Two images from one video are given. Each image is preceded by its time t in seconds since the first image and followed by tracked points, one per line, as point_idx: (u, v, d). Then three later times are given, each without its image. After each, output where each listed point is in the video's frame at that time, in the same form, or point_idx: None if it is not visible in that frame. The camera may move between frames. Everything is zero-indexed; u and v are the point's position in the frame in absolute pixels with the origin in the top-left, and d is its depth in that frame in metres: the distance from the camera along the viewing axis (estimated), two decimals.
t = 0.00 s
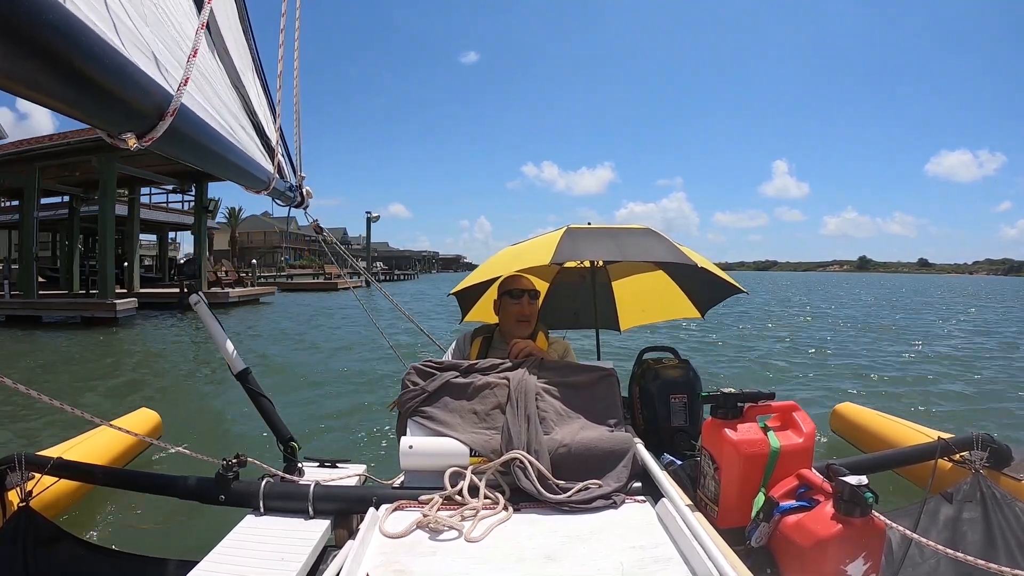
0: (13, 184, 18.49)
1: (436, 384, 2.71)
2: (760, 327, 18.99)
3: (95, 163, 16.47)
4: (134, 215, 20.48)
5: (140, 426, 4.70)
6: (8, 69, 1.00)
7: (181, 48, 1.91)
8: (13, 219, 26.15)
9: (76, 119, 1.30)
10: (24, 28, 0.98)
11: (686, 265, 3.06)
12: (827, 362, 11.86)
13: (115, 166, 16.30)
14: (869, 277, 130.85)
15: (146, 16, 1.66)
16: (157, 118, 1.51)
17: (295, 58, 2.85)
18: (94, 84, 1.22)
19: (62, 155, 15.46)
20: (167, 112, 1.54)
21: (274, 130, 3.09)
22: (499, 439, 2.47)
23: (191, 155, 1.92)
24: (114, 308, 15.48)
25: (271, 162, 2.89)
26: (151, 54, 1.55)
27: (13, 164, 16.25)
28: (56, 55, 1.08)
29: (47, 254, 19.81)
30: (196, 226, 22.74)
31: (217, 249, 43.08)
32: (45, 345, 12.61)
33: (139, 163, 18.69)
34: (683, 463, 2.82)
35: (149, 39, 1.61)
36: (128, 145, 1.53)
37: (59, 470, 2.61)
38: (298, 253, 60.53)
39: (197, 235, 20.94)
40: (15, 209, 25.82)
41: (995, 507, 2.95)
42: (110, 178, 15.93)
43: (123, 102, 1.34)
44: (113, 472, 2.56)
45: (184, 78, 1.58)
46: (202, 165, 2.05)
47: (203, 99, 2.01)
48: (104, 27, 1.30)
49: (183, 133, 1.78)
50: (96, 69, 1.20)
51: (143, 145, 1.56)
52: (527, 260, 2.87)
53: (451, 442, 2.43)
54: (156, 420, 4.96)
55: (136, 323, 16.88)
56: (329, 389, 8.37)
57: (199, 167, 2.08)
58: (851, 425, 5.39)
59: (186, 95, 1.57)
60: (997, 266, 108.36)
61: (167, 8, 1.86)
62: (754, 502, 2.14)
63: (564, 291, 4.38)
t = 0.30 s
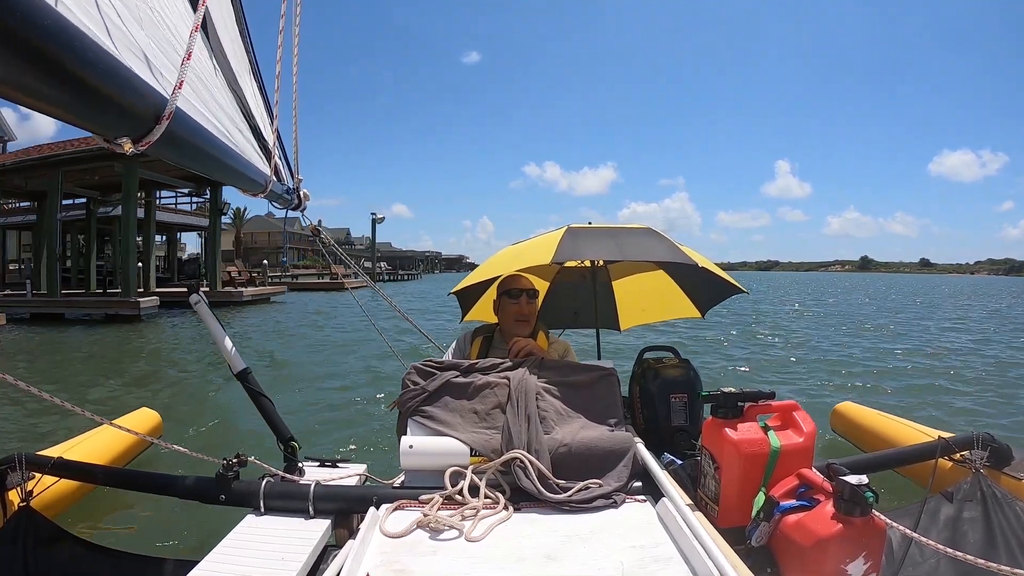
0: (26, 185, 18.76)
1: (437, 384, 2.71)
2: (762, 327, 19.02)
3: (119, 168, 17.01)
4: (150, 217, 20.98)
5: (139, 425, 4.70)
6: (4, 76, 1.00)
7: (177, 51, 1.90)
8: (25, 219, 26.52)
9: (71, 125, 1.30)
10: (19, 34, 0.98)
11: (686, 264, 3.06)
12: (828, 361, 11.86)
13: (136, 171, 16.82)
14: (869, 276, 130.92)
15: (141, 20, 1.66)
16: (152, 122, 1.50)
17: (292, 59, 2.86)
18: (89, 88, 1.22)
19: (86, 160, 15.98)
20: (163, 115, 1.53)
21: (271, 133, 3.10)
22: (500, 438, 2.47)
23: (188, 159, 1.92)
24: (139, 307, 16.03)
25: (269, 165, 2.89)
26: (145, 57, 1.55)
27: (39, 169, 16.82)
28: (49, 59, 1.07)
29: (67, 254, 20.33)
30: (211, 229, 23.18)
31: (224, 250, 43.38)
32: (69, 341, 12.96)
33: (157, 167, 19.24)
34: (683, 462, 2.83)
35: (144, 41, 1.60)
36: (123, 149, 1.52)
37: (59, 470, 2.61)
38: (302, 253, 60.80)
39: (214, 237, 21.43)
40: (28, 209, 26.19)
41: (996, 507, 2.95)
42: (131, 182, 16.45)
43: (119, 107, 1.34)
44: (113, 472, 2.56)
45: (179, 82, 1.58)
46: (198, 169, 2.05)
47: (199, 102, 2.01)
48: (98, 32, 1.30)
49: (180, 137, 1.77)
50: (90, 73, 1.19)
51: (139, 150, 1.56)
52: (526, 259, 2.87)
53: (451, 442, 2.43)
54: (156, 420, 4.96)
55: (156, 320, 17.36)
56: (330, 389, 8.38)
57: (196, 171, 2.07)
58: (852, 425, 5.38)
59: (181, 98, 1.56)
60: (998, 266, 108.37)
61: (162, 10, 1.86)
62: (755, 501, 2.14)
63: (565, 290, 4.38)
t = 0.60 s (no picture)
0: (42, 186, 19.03)
1: (437, 384, 2.71)
2: (764, 327, 19.05)
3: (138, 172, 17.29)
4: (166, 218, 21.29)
5: (139, 426, 4.69)
6: (6, 77, 1.01)
7: (178, 51, 1.90)
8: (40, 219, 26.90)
9: (73, 126, 1.31)
10: (20, 34, 0.98)
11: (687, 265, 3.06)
12: (830, 361, 11.88)
13: (156, 176, 17.12)
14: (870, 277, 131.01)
15: (141, 19, 1.66)
16: (154, 122, 1.51)
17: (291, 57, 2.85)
18: (91, 89, 1.22)
19: (107, 165, 16.29)
20: (164, 116, 1.53)
21: (271, 133, 3.10)
22: (500, 439, 2.47)
23: (189, 159, 1.91)
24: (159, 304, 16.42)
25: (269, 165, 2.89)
26: (145, 56, 1.54)
27: (59, 174, 17.09)
28: (51, 62, 1.08)
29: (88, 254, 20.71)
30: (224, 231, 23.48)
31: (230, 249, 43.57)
32: (95, 338, 13.29)
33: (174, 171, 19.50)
34: (683, 463, 2.82)
35: (144, 41, 1.59)
36: (124, 149, 1.52)
37: (59, 470, 2.61)
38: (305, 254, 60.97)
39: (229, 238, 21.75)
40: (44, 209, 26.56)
41: (996, 508, 2.94)
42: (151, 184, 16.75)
43: (121, 108, 1.34)
44: (113, 472, 2.56)
45: (180, 82, 1.58)
46: (200, 170, 2.05)
47: (199, 101, 2.00)
48: (99, 32, 1.30)
49: (181, 137, 1.77)
50: (92, 74, 1.20)
51: (140, 149, 1.56)
52: (527, 260, 2.87)
53: (451, 443, 2.43)
54: (156, 420, 4.95)
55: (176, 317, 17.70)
56: (332, 388, 8.38)
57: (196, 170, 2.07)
58: (852, 426, 5.38)
59: (181, 98, 1.56)
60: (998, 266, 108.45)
61: (162, 10, 1.85)
62: (755, 502, 2.14)
63: (565, 291, 4.38)
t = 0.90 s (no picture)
0: (59, 188, 19.28)
1: (437, 384, 2.71)
2: (767, 327, 19.08)
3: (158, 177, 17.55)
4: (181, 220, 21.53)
5: (140, 426, 4.69)
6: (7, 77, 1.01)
7: (178, 51, 1.90)
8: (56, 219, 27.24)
9: (74, 125, 1.31)
10: (21, 35, 0.98)
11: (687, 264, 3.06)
12: (831, 361, 11.90)
13: (175, 180, 17.39)
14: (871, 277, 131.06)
15: (141, 19, 1.66)
16: (154, 122, 1.51)
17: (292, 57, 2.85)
18: (91, 89, 1.22)
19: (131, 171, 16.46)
20: (164, 115, 1.53)
21: (271, 133, 3.10)
22: (500, 439, 2.47)
23: (189, 159, 1.91)
24: (179, 301, 16.73)
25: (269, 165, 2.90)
26: (145, 57, 1.55)
27: (80, 179, 17.30)
28: (52, 62, 1.08)
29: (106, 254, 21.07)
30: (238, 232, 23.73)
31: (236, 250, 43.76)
32: (100, 336, 13.32)
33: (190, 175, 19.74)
34: (683, 463, 2.83)
35: (143, 40, 1.59)
36: (124, 149, 1.52)
37: (59, 470, 2.61)
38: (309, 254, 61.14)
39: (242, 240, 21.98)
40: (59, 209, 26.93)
41: (996, 509, 2.94)
42: (172, 189, 16.94)
43: (122, 108, 1.35)
44: (113, 472, 2.56)
45: (180, 81, 1.58)
46: (200, 170, 2.04)
47: (199, 101, 2.00)
48: (99, 33, 1.30)
49: (180, 137, 1.77)
50: (92, 75, 1.20)
51: (140, 149, 1.56)
52: (527, 260, 2.87)
53: (450, 443, 2.43)
54: (156, 420, 4.95)
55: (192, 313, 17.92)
56: (334, 388, 8.40)
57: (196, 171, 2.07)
58: (852, 425, 5.38)
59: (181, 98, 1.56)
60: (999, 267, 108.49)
61: (162, 10, 1.85)
62: (755, 502, 2.14)
63: (565, 291, 4.39)
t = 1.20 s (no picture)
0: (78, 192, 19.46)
1: (437, 383, 2.71)
2: (769, 326, 19.10)
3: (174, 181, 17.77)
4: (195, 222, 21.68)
5: (141, 426, 4.68)
6: (7, 77, 1.01)
7: (176, 51, 1.90)
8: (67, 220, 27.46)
9: (73, 126, 1.31)
10: (21, 36, 0.98)
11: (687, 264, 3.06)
12: (834, 360, 11.92)
13: (191, 184, 17.62)
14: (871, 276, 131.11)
15: (140, 20, 1.66)
16: (153, 122, 1.51)
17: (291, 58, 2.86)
18: (91, 89, 1.22)
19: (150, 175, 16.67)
20: (162, 116, 1.54)
21: (271, 133, 3.10)
22: (500, 438, 2.47)
23: (189, 159, 1.92)
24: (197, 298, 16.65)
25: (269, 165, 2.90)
26: (144, 58, 1.55)
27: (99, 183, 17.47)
28: (52, 63, 1.08)
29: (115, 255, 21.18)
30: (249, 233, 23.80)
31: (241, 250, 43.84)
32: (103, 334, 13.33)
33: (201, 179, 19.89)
34: (684, 462, 2.82)
35: (142, 41, 1.60)
36: (123, 149, 1.52)
37: (60, 470, 2.61)
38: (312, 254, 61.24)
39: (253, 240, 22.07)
40: (70, 210, 27.14)
41: (997, 507, 2.94)
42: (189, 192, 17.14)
43: (122, 108, 1.35)
44: (113, 472, 2.56)
45: (179, 81, 1.58)
46: (199, 170, 2.04)
47: (198, 101, 2.01)
48: (98, 33, 1.31)
49: (180, 137, 1.78)
50: (92, 75, 1.20)
51: (139, 149, 1.56)
52: (527, 259, 2.87)
53: (451, 442, 2.43)
54: (157, 421, 4.95)
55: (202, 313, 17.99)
56: (336, 388, 8.40)
57: (195, 171, 2.07)
58: (853, 424, 5.38)
59: (180, 98, 1.57)
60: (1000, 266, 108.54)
61: (161, 11, 1.85)
62: (755, 501, 2.14)
63: (565, 290, 4.39)
